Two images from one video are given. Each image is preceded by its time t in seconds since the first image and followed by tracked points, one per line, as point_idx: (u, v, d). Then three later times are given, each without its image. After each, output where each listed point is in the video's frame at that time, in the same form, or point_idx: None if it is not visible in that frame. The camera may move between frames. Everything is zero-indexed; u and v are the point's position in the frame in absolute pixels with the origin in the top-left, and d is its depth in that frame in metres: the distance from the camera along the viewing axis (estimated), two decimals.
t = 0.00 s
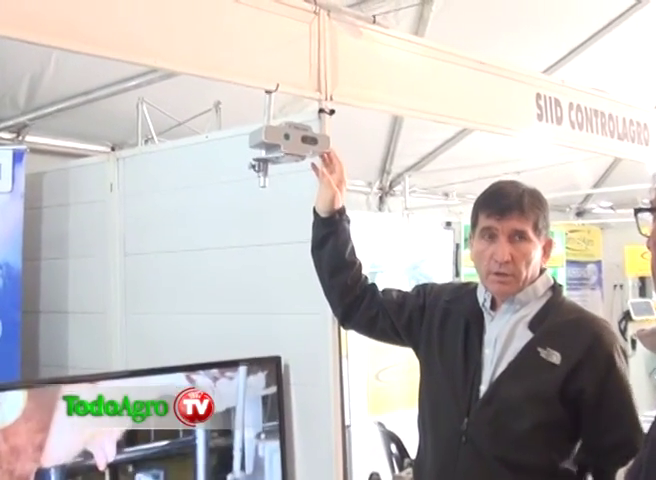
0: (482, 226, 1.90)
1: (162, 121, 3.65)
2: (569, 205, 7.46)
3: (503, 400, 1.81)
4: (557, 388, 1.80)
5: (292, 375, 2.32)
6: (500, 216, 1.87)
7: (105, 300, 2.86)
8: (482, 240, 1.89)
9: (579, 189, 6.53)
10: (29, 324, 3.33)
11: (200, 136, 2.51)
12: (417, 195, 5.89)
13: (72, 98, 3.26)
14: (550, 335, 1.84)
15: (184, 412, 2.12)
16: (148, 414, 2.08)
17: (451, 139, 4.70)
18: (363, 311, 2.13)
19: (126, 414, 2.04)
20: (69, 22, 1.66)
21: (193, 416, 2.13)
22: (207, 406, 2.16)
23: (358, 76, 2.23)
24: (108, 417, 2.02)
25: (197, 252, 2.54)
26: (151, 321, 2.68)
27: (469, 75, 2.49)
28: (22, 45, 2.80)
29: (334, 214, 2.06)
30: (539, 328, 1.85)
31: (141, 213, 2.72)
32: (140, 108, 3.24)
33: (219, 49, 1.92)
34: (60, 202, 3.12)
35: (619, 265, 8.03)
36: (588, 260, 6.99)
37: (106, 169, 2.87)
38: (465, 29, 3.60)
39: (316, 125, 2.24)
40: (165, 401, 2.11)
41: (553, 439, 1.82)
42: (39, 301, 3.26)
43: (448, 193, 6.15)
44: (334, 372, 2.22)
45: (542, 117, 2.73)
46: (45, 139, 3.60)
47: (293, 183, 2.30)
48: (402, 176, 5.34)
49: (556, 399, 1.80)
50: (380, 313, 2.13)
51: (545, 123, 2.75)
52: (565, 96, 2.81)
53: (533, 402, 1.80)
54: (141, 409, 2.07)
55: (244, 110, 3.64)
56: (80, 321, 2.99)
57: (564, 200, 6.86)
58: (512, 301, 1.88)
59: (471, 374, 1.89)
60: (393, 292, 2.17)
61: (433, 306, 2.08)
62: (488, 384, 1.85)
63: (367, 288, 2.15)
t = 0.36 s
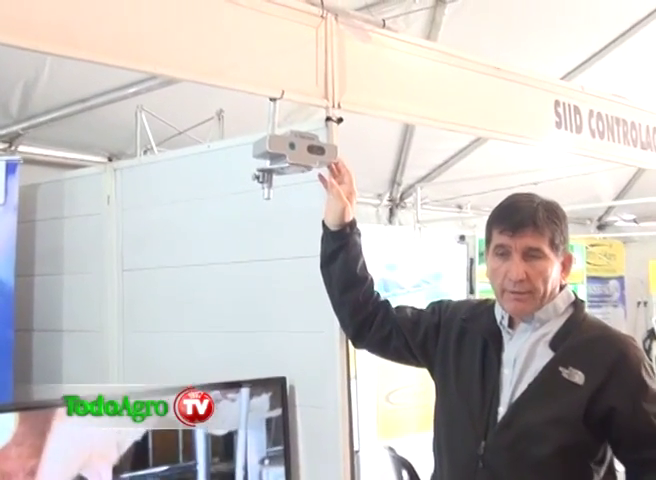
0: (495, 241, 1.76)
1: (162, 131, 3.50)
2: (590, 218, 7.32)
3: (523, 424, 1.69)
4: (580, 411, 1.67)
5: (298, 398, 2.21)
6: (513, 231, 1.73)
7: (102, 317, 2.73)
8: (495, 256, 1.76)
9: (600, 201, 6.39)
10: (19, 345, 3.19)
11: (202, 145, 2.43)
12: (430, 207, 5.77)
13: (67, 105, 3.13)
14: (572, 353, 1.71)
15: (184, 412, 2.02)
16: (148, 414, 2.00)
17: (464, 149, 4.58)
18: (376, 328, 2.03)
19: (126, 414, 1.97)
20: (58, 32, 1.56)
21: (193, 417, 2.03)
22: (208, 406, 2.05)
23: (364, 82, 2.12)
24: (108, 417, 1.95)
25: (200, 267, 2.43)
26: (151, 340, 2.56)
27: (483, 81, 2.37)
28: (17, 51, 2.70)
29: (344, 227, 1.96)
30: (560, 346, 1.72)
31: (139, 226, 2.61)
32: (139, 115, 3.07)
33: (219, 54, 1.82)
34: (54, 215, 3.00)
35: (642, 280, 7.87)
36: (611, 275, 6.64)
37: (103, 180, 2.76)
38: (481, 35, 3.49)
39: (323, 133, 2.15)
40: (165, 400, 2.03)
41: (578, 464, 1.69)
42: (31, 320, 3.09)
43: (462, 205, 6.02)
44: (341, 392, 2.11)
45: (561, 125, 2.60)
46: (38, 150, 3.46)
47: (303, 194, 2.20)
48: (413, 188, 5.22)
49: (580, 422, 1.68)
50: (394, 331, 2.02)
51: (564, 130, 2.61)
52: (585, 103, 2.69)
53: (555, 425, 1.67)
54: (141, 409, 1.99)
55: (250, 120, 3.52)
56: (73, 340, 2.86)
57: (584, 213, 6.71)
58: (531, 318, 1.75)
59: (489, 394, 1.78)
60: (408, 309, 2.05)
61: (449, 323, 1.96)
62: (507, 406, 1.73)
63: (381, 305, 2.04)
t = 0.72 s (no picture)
0: (513, 256, 1.65)
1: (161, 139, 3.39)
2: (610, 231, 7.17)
3: (542, 447, 1.57)
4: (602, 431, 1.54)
5: (303, 420, 2.11)
6: (532, 244, 1.61)
7: (96, 334, 2.62)
8: (514, 271, 1.64)
9: (620, 212, 6.25)
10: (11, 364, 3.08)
11: (202, 154, 2.34)
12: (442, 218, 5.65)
13: (60, 112, 3.02)
14: (594, 370, 1.58)
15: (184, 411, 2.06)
16: (148, 414, 2.25)
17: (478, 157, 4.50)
18: (387, 346, 1.92)
19: (126, 413, 2.26)
20: (46, 31, 1.46)
21: (193, 416, 2.04)
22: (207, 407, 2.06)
23: (373, 87, 2.02)
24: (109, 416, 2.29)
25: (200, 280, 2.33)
26: (152, 358, 2.45)
27: (497, 87, 2.27)
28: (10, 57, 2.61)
29: (352, 242, 1.85)
30: (581, 364, 1.59)
31: (138, 239, 2.51)
32: (136, 124, 3.00)
33: (219, 58, 1.72)
34: (49, 227, 2.89)
35: None
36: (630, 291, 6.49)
37: (99, 191, 2.66)
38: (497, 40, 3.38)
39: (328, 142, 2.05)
40: (165, 401, 2.25)
41: None
42: (23, 338, 2.98)
43: (474, 217, 5.80)
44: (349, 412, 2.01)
45: (580, 132, 2.49)
46: (37, 159, 3.36)
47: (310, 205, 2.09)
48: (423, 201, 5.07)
49: (602, 444, 1.54)
50: (405, 351, 1.91)
51: (583, 138, 2.50)
52: (604, 109, 2.58)
53: (575, 448, 1.54)
54: (140, 408, 2.27)
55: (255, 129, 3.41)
56: (67, 359, 2.74)
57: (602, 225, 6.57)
58: (553, 338, 1.62)
59: (508, 415, 1.67)
60: (419, 327, 1.95)
61: (463, 341, 1.86)
62: (526, 428, 1.61)
63: (392, 323, 1.94)
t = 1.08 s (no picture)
0: (521, 264, 1.51)
1: (160, 140, 3.31)
2: (631, 235, 7.04)
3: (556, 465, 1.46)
4: (616, 445, 1.43)
5: (308, 434, 2.02)
6: (542, 250, 1.47)
7: (93, 344, 2.53)
8: (522, 280, 1.50)
9: (639, 216, 6.12)
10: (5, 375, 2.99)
11: (202, 157, 2.26)
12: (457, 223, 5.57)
13: (53, 113, 2.92)
14: (609, 381, 1.47)
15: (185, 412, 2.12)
16: (148, 414, 2.14)
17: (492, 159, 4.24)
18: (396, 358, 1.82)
19: (126, 414, 2.15)
20: (33, 29, 1.38)
21: (194, 417, 2.13)
22: (208, 407, 2.16)
23: (382, 87, 1.93)
24: (108, 416, 2.17)
25: (202, 288, 2.24)
26: (148, 370, 2.35)
27: (513, 85, 2.18)
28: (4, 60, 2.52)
29: (359, 249, 1.77)
30: (596, 376, 1.48)
31: (135, 244, 2.41)
32: (133, 124, 2.95)
33: (216, 55, 1.63)
34: (41, 233, 2.80)
35: None
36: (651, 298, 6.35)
37: (94, 195, 2.57)
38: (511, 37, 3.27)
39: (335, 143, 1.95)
40: (165, 400, 2.13)
41: None
42: (14, 348, 2.90)
43: (489, 221, 5.80)
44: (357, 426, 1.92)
45: (599, 132, 2.39)
46: (33, 164, 3.29)
47: (317, 208, 2.00)
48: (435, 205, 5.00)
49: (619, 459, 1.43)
50: (416, 362, 1.81)
51: (602, 139, 2.41)
52: (625, 108, 2.48)
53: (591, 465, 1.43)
54: (141, 408, 2.14)
55: (260, 130, 3.30)
56: (64, 369, 2.65)
57: (621, 229, 6.45)
58: (567, 349, 1.49)
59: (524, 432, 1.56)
60: (432, 337, 1.84)
61: (477, 353, 1.74)
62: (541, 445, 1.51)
63: (402, 333, 1.84)
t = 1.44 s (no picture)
0: (534, 275, 1.44)
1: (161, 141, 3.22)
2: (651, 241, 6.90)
3: None
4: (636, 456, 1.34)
5: (314, 448, 1.92)
6: (554, 258, 1.41)
7: (90, 352, 2.45)
8: (537, 291, 1.44)
9: None
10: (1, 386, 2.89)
11: (205, 157, 2.17)
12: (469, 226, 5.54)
13: (49, 113, 2.83)
14: (630, 390, 1.38)
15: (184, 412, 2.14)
16: (147, 414, 2.20)
17: (509, 162, 3.83)
18: (406, 368, 1.73)
19: (126, 414, 2.24)
20: (24, 24, 1.31)
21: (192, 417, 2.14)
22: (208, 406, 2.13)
23: (394, 83, 1.84)
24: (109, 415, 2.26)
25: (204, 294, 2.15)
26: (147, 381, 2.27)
27: (531, 82, 2.09)
28: None
29: (367, 254, 1.68)
30: (614, 386, 1.40)
31: (134, 248, 2.33)
32: (131, 124, 2.86)
33: (220, 51, 1.55)
34: (35, 237, 2.71)
35: None
36: None
37: (91, 198, 2.49)
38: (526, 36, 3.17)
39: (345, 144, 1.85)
40: (165, 401, 2.18)
41: None
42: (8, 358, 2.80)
43: (505, 225, 5.81)
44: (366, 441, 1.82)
45: (621, 130, 2.31)
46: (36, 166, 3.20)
47: (322, 211, 1.92)
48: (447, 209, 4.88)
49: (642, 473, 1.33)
50: (426, 373, 1.72)
51: (624, 138, 2.32)
52: (649, 106, 2.37)
53: None
54: (140, 408, 2.22)
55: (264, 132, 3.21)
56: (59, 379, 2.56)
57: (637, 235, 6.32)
58: (587, 358, 1.43)
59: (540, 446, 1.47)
60: (443, 348, 1.76)
61: (490, 364, 1.66)
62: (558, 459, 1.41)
63: (411, 343, 1.76)
